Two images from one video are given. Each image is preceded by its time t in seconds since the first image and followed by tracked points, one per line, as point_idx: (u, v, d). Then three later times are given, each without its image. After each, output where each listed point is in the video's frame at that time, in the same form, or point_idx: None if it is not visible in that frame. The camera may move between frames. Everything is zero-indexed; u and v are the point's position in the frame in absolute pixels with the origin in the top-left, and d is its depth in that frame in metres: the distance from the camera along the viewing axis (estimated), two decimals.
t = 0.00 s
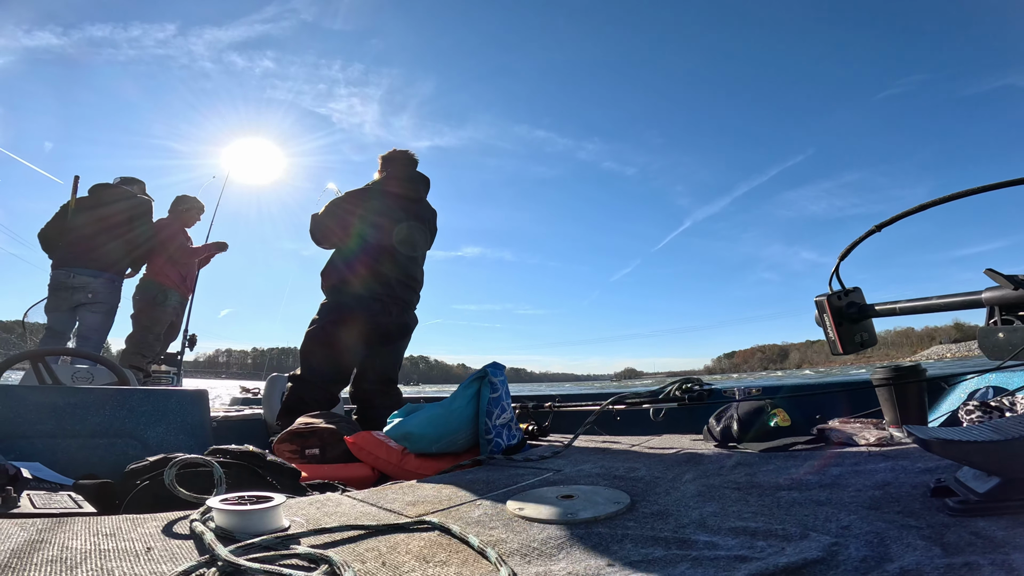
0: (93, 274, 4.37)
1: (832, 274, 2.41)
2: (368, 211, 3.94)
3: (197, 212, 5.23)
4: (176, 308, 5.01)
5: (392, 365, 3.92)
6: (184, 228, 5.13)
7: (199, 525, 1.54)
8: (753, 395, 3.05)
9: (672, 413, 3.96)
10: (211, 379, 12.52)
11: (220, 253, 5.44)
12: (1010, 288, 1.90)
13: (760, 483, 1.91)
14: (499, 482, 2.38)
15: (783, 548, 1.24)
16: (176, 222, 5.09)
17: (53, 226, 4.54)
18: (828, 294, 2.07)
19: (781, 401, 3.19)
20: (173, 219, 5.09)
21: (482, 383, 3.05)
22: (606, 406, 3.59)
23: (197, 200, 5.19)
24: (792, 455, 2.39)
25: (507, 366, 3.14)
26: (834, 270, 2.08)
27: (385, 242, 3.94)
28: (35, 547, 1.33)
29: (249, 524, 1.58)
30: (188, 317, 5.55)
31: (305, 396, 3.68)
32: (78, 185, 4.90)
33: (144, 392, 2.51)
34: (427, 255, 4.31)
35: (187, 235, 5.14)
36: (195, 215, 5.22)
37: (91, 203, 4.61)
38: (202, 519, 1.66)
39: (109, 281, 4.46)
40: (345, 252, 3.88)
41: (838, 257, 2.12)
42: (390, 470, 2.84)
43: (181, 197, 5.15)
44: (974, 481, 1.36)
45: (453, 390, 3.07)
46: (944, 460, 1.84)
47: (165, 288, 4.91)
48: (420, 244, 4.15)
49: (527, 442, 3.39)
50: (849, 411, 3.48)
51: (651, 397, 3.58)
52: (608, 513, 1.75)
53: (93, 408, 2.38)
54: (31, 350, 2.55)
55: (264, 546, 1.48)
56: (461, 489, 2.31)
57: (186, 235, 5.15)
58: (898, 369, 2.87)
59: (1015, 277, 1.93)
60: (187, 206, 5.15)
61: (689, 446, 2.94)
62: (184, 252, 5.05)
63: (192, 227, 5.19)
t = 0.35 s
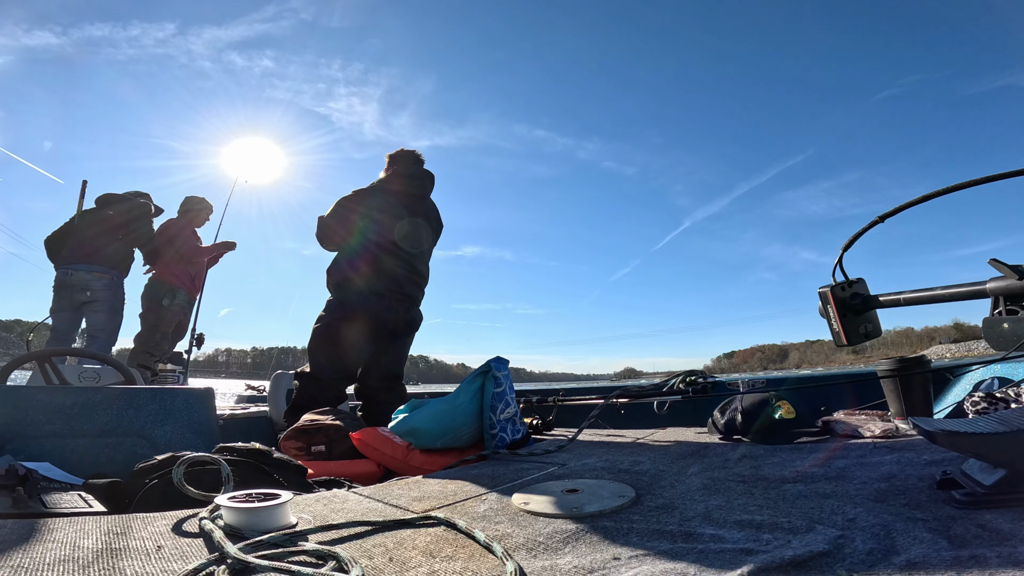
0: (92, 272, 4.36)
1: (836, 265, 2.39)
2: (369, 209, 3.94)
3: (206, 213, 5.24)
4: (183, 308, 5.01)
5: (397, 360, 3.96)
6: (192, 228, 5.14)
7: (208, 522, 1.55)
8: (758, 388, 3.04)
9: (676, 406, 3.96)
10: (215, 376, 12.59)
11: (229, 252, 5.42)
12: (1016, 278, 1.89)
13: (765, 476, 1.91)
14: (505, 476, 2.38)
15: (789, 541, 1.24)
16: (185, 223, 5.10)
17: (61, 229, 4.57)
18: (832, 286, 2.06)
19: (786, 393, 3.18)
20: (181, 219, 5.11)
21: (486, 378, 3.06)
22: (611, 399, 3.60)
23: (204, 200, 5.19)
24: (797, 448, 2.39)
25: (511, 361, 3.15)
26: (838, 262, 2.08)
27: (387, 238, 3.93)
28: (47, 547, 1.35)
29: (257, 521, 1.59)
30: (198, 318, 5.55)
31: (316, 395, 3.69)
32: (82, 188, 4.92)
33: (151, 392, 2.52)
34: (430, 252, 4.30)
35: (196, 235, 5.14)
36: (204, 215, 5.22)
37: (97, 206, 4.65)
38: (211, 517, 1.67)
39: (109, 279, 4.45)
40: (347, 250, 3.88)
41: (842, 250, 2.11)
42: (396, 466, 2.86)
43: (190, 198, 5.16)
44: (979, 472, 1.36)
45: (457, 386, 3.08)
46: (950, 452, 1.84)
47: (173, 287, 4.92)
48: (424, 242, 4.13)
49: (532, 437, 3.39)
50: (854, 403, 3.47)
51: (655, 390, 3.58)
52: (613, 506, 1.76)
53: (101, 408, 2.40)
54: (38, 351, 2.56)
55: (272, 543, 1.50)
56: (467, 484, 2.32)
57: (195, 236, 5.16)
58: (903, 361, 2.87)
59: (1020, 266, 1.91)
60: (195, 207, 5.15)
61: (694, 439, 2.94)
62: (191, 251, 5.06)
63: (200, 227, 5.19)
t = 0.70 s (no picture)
0: (101, 276, 4.38)
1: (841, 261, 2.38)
2: (369, 207, 3.94)
3: (212, 215, 5.26)
4: (188, 309, 5.03)
5: (400, 361, 3.96)
6: (199, 230, 5.16)
7: (215, 523, 1.56)
8: (763, 385, 3.03)
9: (680, 404, 3.96)
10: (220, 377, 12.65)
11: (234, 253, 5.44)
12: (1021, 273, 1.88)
13: (771, 473, 1.91)
14: (509, 476, 2.38)
15: (795, 539, 1.24)
16: (190, 224, 5.11)
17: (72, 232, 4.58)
18: (836, 283, 2.06)
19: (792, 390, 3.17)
20: (187, 221, 5.12)
21: (490, 378, 3.05)
22: (615, 398, 3.59)
23: (211, 202, 5.19)
24: (802, 445, 2.39)
25: (515, 360, 3.15)
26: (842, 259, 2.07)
27: (387, 238, 3.93)
28: (55, 549, 1.35)
29: (263, 522, 1.59)
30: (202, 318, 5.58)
31: (320, 396, 3.68)
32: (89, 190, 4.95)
33: (158, 394, 2.54)
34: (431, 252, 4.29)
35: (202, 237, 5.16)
36: (210, 216, 5.24)
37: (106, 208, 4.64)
38: (218, 518, 1.67)
39: (119, 284, 4.45)
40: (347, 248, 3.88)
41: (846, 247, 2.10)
42: (400, 466, 2.86)
43: (196, 200, 5.16)
44: (986, 469, 1.36)
45: (461, 386, 3.08)
46: (957, 449, 1.83)
47: (178, 289, 4.94)
48: (425, 243, 4.13)
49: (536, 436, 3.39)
50: (860, 400, 3.46)
51: (659, 388, 3.57)
52: (618, 505, 1.76)
53: (109, 409, 2.41)
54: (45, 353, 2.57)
55: (278, 544, 1.50)
56: (472, 484, 2.32)
57: (201, 237, 5.17)
58: (908, 358, 2.86)
59: None
60: (201, 209, 5.16)
61: (698, 437, 2.94)
62: (198, 253, 5.08)
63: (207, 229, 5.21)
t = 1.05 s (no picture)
0: (112, 283, 4.39)
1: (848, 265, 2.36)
2: (368, 209, 3.97)
3: (213, 219, 5.29)
4: (193, 315, 5.06)
5: (405, 367, 3.93)
6: (201, 234, 5.21)
7: (220, 528, 1.56)
8: (770, 391, 3.01)
9: (686, 409, 3.94)
10: (226, 382, 12.71)
11: (238, 257, 5.47)
12: None
13: (778, 479, 1.89)
14: (515, 481, 2.37)
15: (804, 544, 1.23)
16: (192, 229, 5.15)
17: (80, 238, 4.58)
18: (843, 288, 2.04)
19: (800, 396, 3.15)
20: (189, 226, 5.16)
21: (495, 383, 3.05)
22: (621, 403, 3.58)
23: (212, 206, 5.23)
24: (810, 451, 2.36)
25: (520, 366, 3.14)
26: (849, 263, 2.05)
27: (386, 239, 3.93)
28: (61, 552, 1.35)
29: (267, 526, 1.59)
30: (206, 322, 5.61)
31: (325, 401, 3.71)
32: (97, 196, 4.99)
33: (165, 398, 2.55)
34: (434, 256, 4.26)
35: (204, 241, 5.20)
36: (211, 221, 5.28)
37: (114, 216, 4.64)
38: (223, 522, 1.67)
39: (131, 291, 4.46)
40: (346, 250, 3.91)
41: (853, 251, 2.08)
42: (404, 471, 2.85)
43: (199, 205, 5.21)
44: (996, 473, 1.34)
45: (466, 391, 3.07)
46: (967, 454, 1.81)
47: (183, 294, 4.97)
48: (426, 246, 4.12)
49: (541, 441, 3.37)
50: (867, 405, 3.43)
51: (665, 394, 3.55)
52: (624, 511, 1.74)
53: (117, 413, 2.42)
54: (54, 358, 2.58)
55: (283, 548, 1.50)
56: (477, 489, 2.31)
57: (203, 241, 5.21)
58: (917, 362, 2.83)
59: None
60: (203, 213, 5.20)
61: (705, 442, 2.92)
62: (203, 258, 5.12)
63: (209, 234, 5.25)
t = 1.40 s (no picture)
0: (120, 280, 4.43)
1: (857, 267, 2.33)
2: (366, 209, 3.97)
3: (219, 217, 5.32)
4: (199, 311, 5.10)
5: (411, 363, 3.99)
6: (207, 232, 5.24)
7: (224, 524, 1.57)
8: (776, 393, 2.99)
9: (691, 410, 3.92)
10: (232, 379, 12.77)
11: (242, 255, 5.50)
12: None
13: (783, 481, 1.87)
14: (517, 481, 2.37)
15: (807, 547, 1.22)
16: (198, 226, 5.18)
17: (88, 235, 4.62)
18: (851, 290, 2.02)
19: (805, 398, 3.13)
20: (195, 224, 5.19)
21: (499, 383, 3.05)
22: (625, 404, 3.57)
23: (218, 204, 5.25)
24: (815, 453, 2.35)
25: (524, 366, 3.14)
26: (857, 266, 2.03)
27: (385, 237, 3.92)
28: (66, 548, 1.36)
29: (271, 523, 1.60)
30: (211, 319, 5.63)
31: (328, 399, 3.68)
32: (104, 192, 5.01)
33: (172, 395, 2.56)
34: (436, 255, 4.24)
35: (211, 239, 5.23)
36: (217, 219, 5.30)
37: (122, 213, 4.67)
38: (227, 519, 1.68)
39: (139, 288, 4.50)
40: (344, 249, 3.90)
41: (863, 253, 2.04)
42: (408, 469, 2.85)
43: (204, 202, 5.24)
44: (1002, 477, 1.32)
45: (470, 391, 3.08)
46: (974, 458, 1.79)
47: (189, 291, 5.01)
48: (425, 244, 4.09)
49: (545, 441, 3.37)
50: (873, 408, 3.41)
51: (670, 395, 3.54)
52: (627, 511, 1.74)
53: (123, 410, 2.43)
54: (62, 354, 2.60)
55: (286, 545, 1.50)
56: (480, 488, 2.31)
57: (209, 239, 5.23)
58: (926, 367, 2.76)
59: None
60: (209, 211, 5.22)
61: (709, 444, 2.91)
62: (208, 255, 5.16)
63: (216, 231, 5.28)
